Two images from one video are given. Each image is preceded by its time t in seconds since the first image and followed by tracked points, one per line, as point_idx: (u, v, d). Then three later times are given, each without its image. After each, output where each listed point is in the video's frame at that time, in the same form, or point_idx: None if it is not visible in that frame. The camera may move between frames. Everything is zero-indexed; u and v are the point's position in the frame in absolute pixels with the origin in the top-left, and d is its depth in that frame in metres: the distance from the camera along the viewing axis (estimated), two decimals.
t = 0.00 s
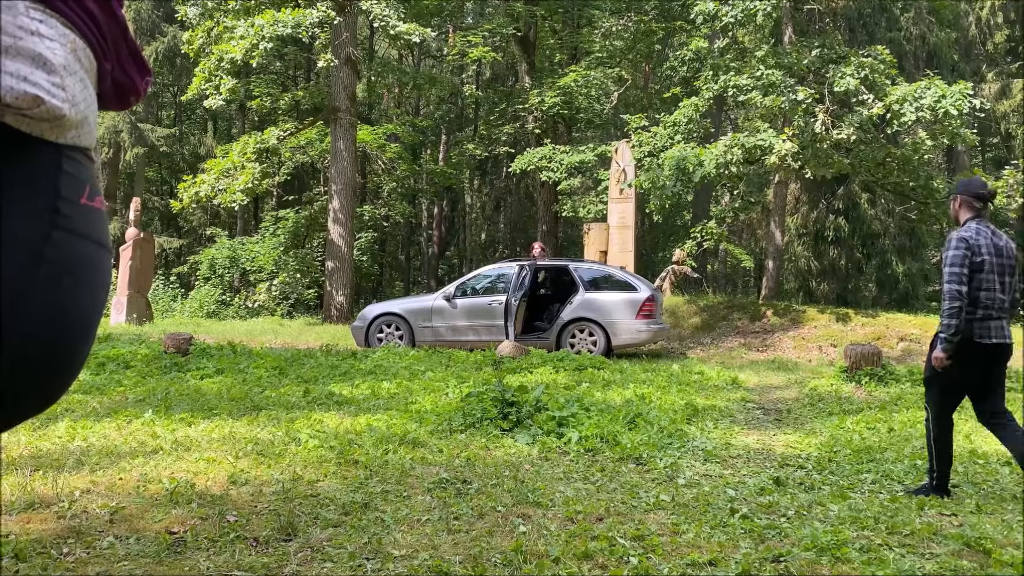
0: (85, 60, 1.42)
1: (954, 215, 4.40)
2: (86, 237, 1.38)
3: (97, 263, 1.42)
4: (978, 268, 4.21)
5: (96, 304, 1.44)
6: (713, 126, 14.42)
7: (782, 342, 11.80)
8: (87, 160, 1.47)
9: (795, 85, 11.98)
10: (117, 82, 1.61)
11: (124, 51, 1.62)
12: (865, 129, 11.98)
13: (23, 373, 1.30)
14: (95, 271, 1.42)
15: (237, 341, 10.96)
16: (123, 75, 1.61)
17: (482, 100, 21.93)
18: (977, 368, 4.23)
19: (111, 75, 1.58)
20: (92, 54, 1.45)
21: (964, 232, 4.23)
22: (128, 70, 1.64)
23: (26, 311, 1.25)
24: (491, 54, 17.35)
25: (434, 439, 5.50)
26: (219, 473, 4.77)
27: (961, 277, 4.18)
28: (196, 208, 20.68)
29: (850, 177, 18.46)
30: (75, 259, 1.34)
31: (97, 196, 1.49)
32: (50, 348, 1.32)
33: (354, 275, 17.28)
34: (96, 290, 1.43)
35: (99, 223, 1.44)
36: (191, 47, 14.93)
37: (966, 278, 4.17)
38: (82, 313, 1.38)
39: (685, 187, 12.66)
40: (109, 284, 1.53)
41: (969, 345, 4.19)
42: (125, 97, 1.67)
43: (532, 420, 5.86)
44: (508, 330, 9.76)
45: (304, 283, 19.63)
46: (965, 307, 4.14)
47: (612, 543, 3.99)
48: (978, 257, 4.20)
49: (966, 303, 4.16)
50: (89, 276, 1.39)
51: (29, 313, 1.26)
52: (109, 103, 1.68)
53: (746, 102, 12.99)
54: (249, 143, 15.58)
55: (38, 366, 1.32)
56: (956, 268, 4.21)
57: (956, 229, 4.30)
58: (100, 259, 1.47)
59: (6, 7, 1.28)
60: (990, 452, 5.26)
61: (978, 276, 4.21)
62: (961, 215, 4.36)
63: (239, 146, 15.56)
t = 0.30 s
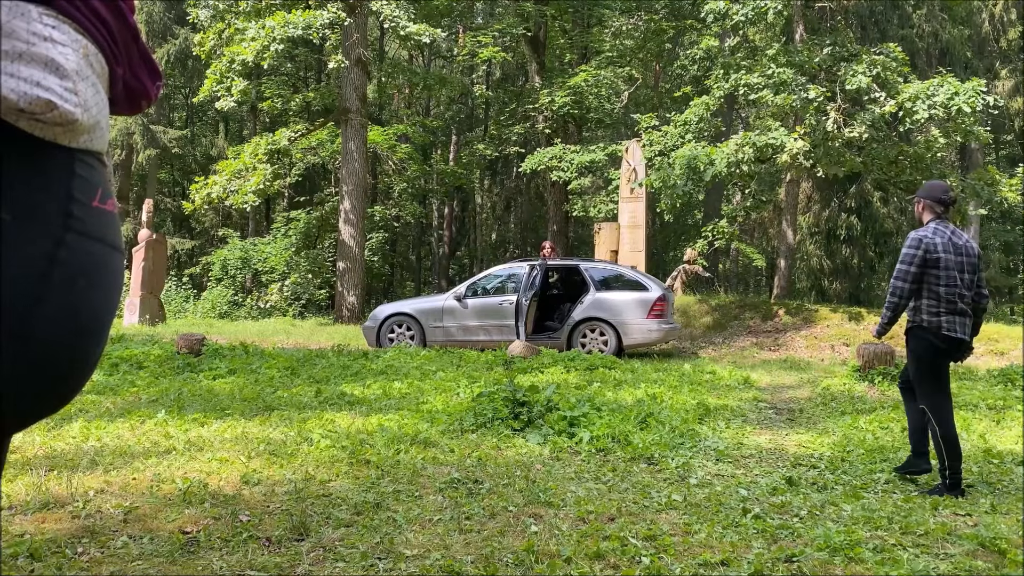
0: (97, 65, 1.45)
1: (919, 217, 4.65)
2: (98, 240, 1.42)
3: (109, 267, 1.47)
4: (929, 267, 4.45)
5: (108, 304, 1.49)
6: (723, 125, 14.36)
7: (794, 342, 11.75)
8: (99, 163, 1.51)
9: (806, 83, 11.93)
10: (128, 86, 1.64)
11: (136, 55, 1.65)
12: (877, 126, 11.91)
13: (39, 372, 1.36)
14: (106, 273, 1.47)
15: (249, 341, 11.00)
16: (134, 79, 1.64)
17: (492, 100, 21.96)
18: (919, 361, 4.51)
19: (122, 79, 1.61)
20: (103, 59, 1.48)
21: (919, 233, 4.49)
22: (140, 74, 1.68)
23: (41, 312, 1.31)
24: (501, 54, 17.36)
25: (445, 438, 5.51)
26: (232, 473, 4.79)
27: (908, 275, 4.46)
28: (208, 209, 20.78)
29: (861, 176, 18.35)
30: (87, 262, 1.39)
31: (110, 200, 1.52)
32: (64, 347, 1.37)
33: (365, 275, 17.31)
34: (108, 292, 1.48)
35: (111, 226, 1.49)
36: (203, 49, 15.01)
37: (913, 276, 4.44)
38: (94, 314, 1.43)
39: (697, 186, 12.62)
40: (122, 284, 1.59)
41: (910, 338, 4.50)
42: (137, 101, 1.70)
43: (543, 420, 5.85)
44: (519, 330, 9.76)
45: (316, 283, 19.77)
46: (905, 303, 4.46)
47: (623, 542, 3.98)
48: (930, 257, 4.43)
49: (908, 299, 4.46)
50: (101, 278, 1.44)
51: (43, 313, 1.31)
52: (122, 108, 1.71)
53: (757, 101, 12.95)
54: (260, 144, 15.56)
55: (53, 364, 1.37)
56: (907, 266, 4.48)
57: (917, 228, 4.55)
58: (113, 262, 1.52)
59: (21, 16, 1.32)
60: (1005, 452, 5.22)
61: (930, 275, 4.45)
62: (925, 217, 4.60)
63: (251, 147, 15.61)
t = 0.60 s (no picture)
0: (114, 72, 1.40)
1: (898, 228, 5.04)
2: (117, 243, 1.35)
3: (129, 271, 1.41)
4: (905, 274, 4.81)
5: (129, 309, 1.42)
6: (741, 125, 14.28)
7: (814, 342, 11.68)
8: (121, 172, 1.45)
9: (824, 82, 11.85)
10: (143, 93, 1.59)
11: (152, 62, 1.61)
12: (896, 125, 11.80)
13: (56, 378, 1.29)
14: (127, 277, 1.40)
15: (268, 344, 11.07)
16: (150, 86, 1.60)
17: (509, 102, 22.05)
18: (895, 362, 4.82)
19: (138, 86, 1.57)
20: (120, 66, 1.43)
21: (895, 243, 4.88)
22: (155, 81, 1.63)
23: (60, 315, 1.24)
24: (517, 56, 17.40)
25: (463, 440, 5.52)
26: (251, 475, 4.82)
27: (883, 281, 4.82)
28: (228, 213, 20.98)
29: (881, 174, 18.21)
30: (106, 264, 1.32)
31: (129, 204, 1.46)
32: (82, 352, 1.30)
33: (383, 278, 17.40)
34: (130, 297, 1.42)
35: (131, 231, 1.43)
36: (221, 54, 15.13)
37: (887, 282, 4.81)
38: (115, 319, 1.36)
39: (714, 186, 12.57)
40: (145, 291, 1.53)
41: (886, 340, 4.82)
42: (152, 109, 1.66)
43: (560, 421, 5.85)
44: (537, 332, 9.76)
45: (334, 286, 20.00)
46: (881, 307, 4.81)
47: (642, 544, 3.97)
48: (905, 264, 4.81)
49: (884, 303, 4.82)
50: (121, 282, 1.37)
51: (61, 316, 1.24)
52: (138, 115, 1.68)
53: (774, 100, 12.87)
54: (278, 148, 15.71)
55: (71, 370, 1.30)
56: (883, 273, 4.86)
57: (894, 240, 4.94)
58: (133, 267, 1.45)
59: (38, 24, 1.27)
60: None
61: (905, 281, 4.81)
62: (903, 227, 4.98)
63: (269, 151, 15.70)
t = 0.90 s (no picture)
0: (139, 80, 1.22)
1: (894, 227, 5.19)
2: (145, 248, 1.20)
3: (158, 276, 1.25)
4: (910, 270, 4.96)
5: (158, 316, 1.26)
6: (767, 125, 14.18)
7: (843, 344, 11.57)
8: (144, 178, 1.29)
9: (851, 81, 11.72)
10: (166, 101, 1.38)
11: (175, 71, 1.40)
12: (926, 123, 11.65)
13: (85, 394, 1.13)
14: (155, 283, 1.23)
15: (296, 349, 11.20)
16: (173, 94, 1.38)
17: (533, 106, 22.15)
18: (908, 356, 4.91)
19: (160, 96, 1.36)
20: (144, 74, 1.25)
21: (900, 239, 5.02)
22: (177, 89, 1.41)
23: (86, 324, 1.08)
24: (541, 60, 17.48)
25: (490, 444, 5.53)
26: (281, 479, 4.86)
27: (894, 275, 4.93)
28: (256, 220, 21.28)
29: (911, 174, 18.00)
30: (134, 269, 1.16)
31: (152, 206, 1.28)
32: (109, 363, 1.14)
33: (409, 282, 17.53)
34: (157, 304, 1.25)
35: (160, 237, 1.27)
36: (248, 63, 15.32)
37: (898, 277, 4.92)
38: (142, 324, 1.20)
39: (741, 187, 12.49)
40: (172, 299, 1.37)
41: (900, 335, 4.90)
42: (175, 118, 1.44)
43: (588, 425, 5.83)
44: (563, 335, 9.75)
45: (361, 291, 20.24)
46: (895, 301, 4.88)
47: (672, 548, 3.95)
48: (910, 260, 4.97)
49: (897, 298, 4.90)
50: (149, 289, 1.21)
51: (89, 325, 1.09)
52: (157, 126, 1.45)
53: (801, 100, 12.78)
54: (306, 155, 15.98)
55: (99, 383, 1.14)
56: (891, 268, 4.97)
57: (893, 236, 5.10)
58: (159, 273, 1.29)
59: (64, 34, 1.10)
60: None
61: (912, 276, 4.95)
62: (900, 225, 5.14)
63: (296, 158, 15.97)
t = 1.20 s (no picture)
0: (162, 88, 1.14)
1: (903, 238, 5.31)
2: (164, 256, 1.12)
3: (177, 285, 1.16)
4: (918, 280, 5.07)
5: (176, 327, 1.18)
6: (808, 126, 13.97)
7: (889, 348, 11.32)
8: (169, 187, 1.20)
9: (894, 79, 11.50)
10: (190, 108, 1.29)
11: (199, 78, 1.31)
12: (973, 121, 11.37)
13: (99, 412, 1.04)
14: (175, 292, 1.15)
15: (337, 357, 11.32)
16: (198, 101, 1.29)
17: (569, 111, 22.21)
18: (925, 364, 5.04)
19: (185, 104, 1.27)
20: (168, 83, 1.17)
21: (904, 252, 5.14)
22: (201, 95, 1.32)
23: (104, 340, 1.00)
24: (577, 66, 17.47)
25: (530, 451, 5.51)
26: (323, 486, 4.88)
27: (899, 288, 5.09)
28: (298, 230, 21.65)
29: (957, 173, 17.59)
30: (153, 276, 1.07)
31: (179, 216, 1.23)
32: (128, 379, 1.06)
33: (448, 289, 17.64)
34: (177, 316, 1.17)
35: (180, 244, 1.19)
36: (287, 75, 15.55)
37: (904, 290, 5.07)
38: (162, 335, 1.11)
39: (782, 190, 12.31)
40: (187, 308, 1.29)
41: (913, 346, 5.04)
42: (200, 124, 1.36)
43: (629, 432, 5.78)
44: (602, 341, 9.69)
45: (400, 299, 20.49)
46: (903, 313, 5.04)
47: (716, 557, 3.88)
48: (916, 272, 5.08)
49: (905, 310, 5.06)
50: (169, 298, 1.13)
51: (109, 336, 1.00)
52: (180, 130, 1.37)
53: (842, 100, 12.64)
54: (345, 165, 15.98)
55: (114, 400, 1.06)
56: (897, 282, 5.12)
57: (900, 249, 5.22)
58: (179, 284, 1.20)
59: (87, 45, 1.03)
60: None
61: (918, 288, 5.07)
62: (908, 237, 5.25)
63: (335, 168, 16.03)
